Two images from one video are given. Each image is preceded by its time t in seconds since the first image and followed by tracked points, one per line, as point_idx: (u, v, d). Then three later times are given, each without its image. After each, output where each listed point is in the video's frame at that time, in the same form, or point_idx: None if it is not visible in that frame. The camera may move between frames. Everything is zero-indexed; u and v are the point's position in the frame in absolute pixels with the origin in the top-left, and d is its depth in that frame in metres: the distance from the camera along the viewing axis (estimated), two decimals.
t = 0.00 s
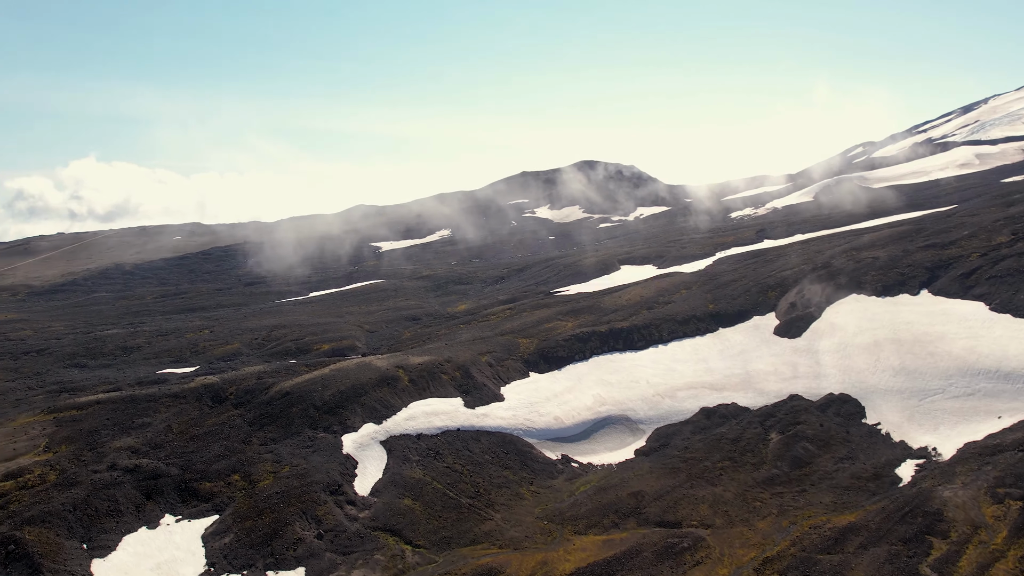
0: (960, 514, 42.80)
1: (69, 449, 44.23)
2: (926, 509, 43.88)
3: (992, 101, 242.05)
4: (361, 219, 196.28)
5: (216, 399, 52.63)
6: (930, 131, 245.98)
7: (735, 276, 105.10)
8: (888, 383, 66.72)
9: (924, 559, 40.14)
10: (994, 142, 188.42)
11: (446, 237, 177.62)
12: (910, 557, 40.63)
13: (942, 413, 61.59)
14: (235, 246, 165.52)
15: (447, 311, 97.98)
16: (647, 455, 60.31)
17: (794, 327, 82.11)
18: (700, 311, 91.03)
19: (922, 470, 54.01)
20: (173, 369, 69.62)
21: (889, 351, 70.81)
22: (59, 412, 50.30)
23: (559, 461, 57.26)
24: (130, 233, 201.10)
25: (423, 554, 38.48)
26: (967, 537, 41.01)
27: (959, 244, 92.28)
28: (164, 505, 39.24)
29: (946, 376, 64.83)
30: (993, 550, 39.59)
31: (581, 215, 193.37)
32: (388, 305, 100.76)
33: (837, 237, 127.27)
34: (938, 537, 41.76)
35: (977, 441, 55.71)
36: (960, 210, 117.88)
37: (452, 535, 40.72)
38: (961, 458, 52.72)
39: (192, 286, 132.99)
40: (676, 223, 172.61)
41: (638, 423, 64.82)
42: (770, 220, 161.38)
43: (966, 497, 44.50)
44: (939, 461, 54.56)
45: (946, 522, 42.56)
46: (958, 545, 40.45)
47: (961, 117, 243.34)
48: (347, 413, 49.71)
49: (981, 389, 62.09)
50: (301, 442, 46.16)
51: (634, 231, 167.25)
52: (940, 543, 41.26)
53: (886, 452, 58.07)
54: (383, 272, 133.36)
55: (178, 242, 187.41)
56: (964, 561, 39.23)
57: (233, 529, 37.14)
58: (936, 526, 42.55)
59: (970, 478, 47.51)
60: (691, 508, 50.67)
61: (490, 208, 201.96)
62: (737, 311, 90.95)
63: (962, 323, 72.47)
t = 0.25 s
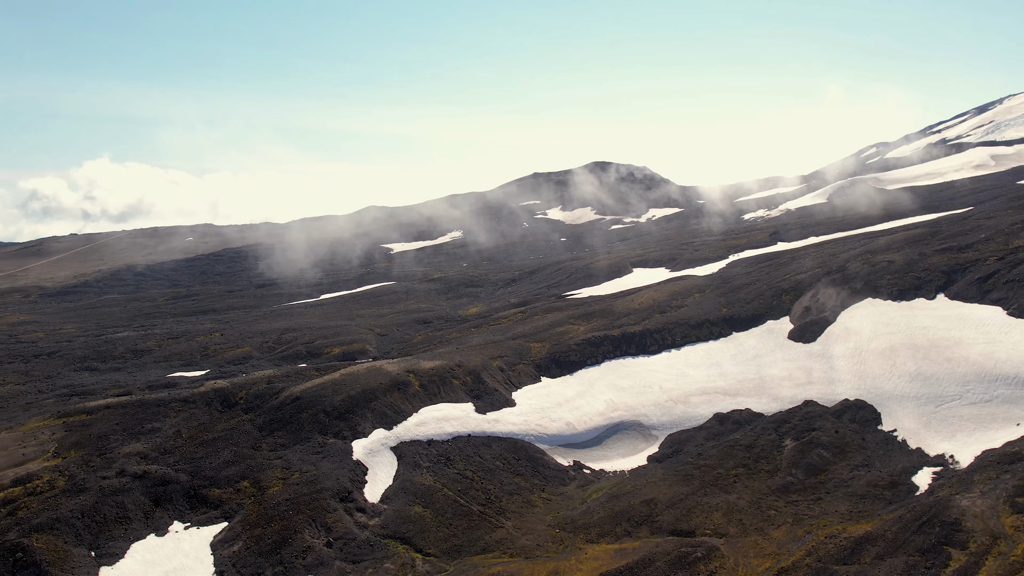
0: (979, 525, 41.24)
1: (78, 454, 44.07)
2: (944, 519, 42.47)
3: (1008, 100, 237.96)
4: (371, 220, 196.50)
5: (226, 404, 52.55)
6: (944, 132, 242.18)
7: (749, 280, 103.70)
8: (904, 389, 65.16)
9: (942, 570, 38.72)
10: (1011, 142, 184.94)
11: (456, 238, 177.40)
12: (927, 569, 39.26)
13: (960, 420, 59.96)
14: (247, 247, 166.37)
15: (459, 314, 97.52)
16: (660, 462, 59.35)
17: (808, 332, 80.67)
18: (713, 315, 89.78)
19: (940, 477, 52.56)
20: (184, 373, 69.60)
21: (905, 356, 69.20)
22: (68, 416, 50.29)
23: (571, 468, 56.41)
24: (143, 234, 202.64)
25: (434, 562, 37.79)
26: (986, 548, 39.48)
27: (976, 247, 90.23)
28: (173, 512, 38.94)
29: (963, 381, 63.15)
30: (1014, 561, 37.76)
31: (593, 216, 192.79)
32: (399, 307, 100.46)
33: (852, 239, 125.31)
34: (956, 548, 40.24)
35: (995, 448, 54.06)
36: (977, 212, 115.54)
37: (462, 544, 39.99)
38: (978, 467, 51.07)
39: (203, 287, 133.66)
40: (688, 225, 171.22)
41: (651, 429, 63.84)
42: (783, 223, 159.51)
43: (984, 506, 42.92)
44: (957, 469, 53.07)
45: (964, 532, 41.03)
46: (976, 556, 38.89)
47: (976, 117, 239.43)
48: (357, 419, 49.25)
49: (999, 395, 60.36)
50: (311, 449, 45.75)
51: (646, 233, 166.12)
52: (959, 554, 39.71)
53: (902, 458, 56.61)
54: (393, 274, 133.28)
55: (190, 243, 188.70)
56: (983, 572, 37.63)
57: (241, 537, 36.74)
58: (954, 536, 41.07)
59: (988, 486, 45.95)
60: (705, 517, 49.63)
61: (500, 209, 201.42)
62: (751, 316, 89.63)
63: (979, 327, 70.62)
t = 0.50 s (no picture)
0: (998, 535, 39.90)
1: (86, 460, 43.91)
2: (962, 529, 41.19)
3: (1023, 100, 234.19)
4: (381, 222, 196.69)
5: (235, 408, 52.45)
6: (957, 132, 238.75)
7: (762, 283, 102.36)
8: (919, 395, 63.76)
9: None
10: None
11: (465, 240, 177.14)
12: None
13: (976, 427, 58.50)
14: (257, 249, 167.07)
15: (469, 317, 97.03)
16: (672, 468, 58.43)
17: (822, 337, 79.33)
18: (726, 319, 88.59)
19: (956, 485, 51.27)
20: (193, 376, 69.55)
21: (920, 361, 67.75)
22: (77, 421, 50.24)
23: (582, 474, 55.59)
24: (154, 235, 203.97)
25: (443, 571, 37.13)
26: (1004, 559, 38.17)
27: (992, 250, 88.38)
28: (181, 519, 38.64)
29: (979, 387, 61.66)
30: None
31: (604, 217, 192.07)
32: (409, 310, 100.13)
33: (866, 242, 123.53)
34: (974, 559, 39.00)
35: (1013, 455, 52.63)
36: (992, 215, 113.41)
37: (472, 552, 39.30)
38: (995, 475, 49.72)
39: (213, 289, 134.20)
40: (700, 227, 169.86)
41: (663, 435, 62.91)
42: (796, 225, 157.75)
43: (1004, 516, 41.55)
44: (974, 477, 51.73)
45: (983, 543, 39.71)
46: (996, 568, 37.58)
47: (990, 117, 235.88)
48: (366, 424, 48.80)
49: (1017, 402, 58.83)
50: (320, 454, 45.36)
51: (657, 234, 165.03)
52: (977, 566, 38.44)
53: (918, 465, 55.34)
54: (402, 277, 133.20)
55: (200, 244, 189.89)
56: None
57: (250, 545, 36.34)
58: (972, 548, 39.81)
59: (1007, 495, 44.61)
60: (718, 525, 48.65)
61: (510, 211, 200.90)
62: (764, 320, 88.37)
63: (996, 332, 69.00)
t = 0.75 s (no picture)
0: (1016, 545, 38.59)
1: (93, 465, 43.79)
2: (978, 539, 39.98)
3: None
4: (391, 224, 196.84)
5: (243, 413, 52.53)
6: (971, 131, 235.53)
7: (774, 287, 101.03)
8: (934, 401, 62.41)
9: None
10: None
11: (474, 242, 176.81)
12: None
13: (993, 434, 57.07)
14: (267, 251, 167.69)
15: (479, 320, 96.53)
16: (683, 475, 57.53)
17: (835, 341, 78.02)
18: (738, 323, 87.43)
19: (973, 494, 49.96)
20: (202, 380, 69.45)
21: (935, 366, 66.33)
22: (85, 425, 50.24)
23: (593, 481, 54.81)
24: (165, 237, 205.18)
25: None
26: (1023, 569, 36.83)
27: (1008, 254, 86.58)
28: (188, 526, 38.33)
29: (996, 393, 60.20)
30: None
31: (614, 219, 191.28)
32: (419, 313, 99.79)
33: (879, 245, 121.79)
34: (991, 570, 37.76)
35: None
36: (1008, 217, 111.36)
37: (481, 560, 38.52)
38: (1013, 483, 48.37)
39: (223, 291, 134.72)
40: (711, 229, 168.52)
41: (674, 441, 62.01)
42: (808, 227, 156.02)
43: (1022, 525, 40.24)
44: (991, 486, 50.40)
45: (1001, 553, 38.46)
46: None
47: (1003, 117, 232.52)
48: (375, 430, 48.38)
49: None
50: (328, 460, 45.03)
51: (667, 236, 163.87)
52: None
53: (933, 473, 54.08)
54: (411, 279, 133.14)
55: (210, 246, 190.83)
56: None
57: (257, 553, 35.95)
58: (989, 558, 38.60)
59: None
60: (730, 534, 47.68)
61: (519, 213, 200.31)
62: (776, 324, 87.12)
63: (1013, 336, 67.40)
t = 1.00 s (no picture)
0: None
1: (100, 471, 43.65)
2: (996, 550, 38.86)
3: None
4: (400, 226, 196.92)
5: (251, 418, 52.35)
6: (984, 131, 232.39)
7: (786, 290, 99.66)
8: (949, 407, 61.11)
9: None
10: None
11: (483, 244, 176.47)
12: None
13: (1010, 441, 55.75)
14: (277, 253, 168.32)
15: (488, 323, 95.89)
16: (695, 481, 56.61)
17: (848, 346, 76.74)
18: (750, 327, 86.25)
19: (990, 502, 48.76)
20: (210, 383, 69.34)
21: (950, 372, 64.99)
22: (92, 430, 50.21)
23: (603, 487, 54.00)
24: (176, 239, 206.22)
25: None
26: None
27: None
28: (195, 534, 38.00)
29: (1013, 400, 58.83)
30: None
31: (624, 220, 190.48)
32: (428, 316, 99.39)
33: (892, 247, 120.14)
34: None
35: None
36: None
37: (490, 569, 37.83)
38: None
39: (232, 293, 135.07)
40: (722, 231, 167.18)
41: (686, 447, 61.09)
42: (820, 229, 154.32)
43: None
44: (1009, 494, 49.15)
45: (1020, 564, 37.27)
46: None
47: (1017, 117, 229.23)
48: (384, 435, 47.94)
49: None
50: (337, 466, 44.64)
51: (678, 238, 162.69)
52: None
53: (948, 481, 52.88)
54: (420, 282, 132.99)
55: (220, 247, 191.67)
56: None
57: (264, 561, 35.51)
58: (1008, 569, 37.43)
59: None
60: (743, 543, 46.69)
61: (528, 215, 199.64)
62: (789, 328, 85.86)
63: None
